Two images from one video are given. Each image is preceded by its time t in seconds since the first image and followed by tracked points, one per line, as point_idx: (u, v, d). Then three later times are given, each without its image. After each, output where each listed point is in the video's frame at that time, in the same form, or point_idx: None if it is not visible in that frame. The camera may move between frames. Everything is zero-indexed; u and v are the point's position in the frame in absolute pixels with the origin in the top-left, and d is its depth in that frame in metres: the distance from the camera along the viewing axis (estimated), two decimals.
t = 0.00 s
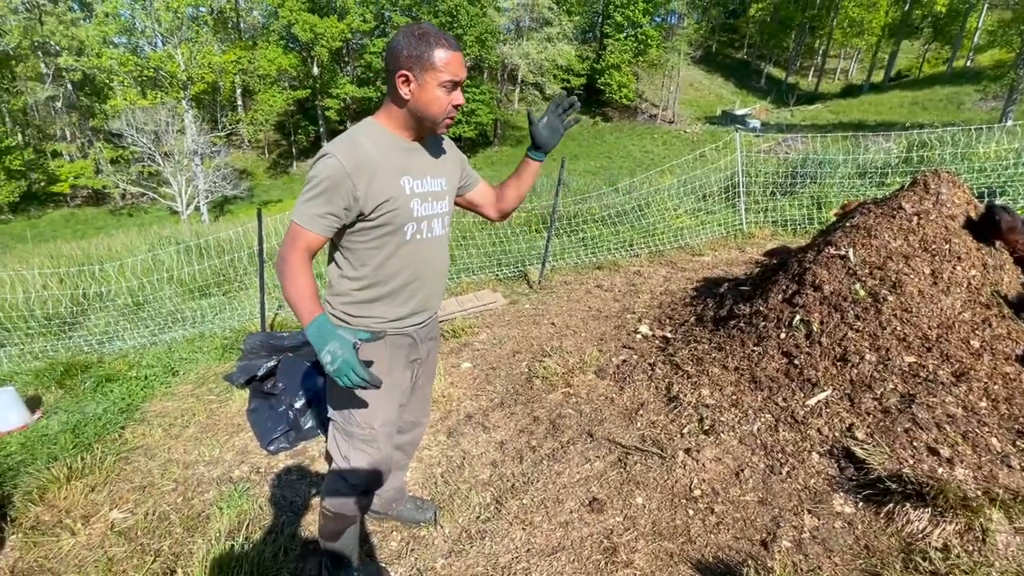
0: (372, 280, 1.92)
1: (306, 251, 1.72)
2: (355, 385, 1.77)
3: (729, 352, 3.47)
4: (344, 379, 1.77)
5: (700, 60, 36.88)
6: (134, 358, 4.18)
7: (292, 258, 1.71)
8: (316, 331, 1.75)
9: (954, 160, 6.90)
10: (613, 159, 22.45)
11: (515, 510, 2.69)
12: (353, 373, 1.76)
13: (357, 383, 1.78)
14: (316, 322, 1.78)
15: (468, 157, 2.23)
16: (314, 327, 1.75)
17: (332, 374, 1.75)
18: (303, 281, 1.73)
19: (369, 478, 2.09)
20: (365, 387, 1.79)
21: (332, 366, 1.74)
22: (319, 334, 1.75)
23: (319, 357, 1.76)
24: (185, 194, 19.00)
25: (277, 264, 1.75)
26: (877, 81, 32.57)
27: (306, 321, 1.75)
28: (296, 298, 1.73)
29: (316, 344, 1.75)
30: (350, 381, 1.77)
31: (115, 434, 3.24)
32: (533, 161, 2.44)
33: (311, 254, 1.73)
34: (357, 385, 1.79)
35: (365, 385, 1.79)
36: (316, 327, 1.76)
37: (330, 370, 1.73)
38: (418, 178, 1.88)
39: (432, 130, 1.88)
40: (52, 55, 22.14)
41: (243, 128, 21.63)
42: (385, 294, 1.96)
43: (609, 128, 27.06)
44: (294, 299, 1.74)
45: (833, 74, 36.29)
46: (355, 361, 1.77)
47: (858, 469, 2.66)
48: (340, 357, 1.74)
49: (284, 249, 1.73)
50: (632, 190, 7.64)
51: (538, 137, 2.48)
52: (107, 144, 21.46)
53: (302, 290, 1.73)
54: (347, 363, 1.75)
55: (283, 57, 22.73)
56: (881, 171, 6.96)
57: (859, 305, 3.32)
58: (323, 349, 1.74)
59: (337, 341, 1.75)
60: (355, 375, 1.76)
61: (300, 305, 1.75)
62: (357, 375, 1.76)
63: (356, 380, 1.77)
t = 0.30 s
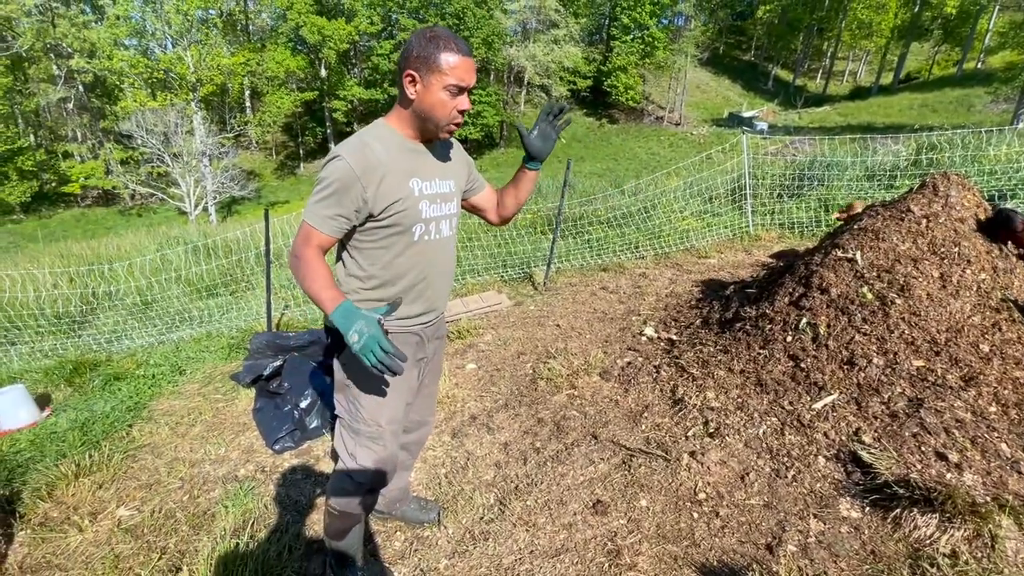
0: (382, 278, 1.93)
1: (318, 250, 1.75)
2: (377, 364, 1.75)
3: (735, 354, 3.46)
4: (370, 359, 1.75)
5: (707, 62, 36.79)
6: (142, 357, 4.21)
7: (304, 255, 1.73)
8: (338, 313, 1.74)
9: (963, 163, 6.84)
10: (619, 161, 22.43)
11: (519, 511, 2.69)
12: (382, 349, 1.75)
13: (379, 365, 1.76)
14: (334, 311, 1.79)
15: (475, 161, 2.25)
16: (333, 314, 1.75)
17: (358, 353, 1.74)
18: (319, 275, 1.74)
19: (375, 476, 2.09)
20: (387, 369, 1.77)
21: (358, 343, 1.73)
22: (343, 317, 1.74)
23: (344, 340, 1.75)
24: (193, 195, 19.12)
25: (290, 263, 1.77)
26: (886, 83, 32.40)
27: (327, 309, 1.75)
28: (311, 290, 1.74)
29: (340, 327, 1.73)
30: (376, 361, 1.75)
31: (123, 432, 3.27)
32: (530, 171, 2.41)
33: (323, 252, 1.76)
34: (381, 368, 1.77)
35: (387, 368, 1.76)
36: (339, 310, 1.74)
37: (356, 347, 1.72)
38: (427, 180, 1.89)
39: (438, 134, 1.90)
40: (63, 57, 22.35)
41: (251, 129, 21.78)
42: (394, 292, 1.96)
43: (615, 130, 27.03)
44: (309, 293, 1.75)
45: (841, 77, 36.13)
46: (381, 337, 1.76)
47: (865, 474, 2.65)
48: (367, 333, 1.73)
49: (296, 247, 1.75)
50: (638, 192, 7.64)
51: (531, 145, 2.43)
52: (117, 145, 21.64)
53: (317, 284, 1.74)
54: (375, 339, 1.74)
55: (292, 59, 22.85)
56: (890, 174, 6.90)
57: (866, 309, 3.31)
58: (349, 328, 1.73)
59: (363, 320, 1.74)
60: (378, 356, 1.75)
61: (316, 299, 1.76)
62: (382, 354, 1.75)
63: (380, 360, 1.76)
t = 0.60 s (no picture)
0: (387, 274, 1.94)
1: (323, 245, 1.76)
2: (390, 316, 1.68)
3: (738, 357, 3.45)
4: (384, 312, 1.69)
5: (710, 64, 36.76)
6: (145, 357, 4.22)
7: (309, 245, 1.74)
8: (348, 283, 1.71)
9: (968, 165, 6.81)
10: (621, 162, 22.42)
11: (521, 512, 2.69)
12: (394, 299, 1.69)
13: (393, 316, 1.70)
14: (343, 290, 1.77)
15: (480, 168, 2.25)
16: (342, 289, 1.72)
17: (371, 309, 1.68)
18: (324, 260, 1.73)
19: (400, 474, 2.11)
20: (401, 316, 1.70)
21: (369, 297, 1.67)
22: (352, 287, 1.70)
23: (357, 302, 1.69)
24: (197, 196, 19.18)
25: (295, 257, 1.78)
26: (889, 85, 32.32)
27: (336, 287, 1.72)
28: (319, 274, 1.73)
29: (351, 293, 1.69)
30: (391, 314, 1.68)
31: (126, 432, 3.27)
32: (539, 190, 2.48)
33: (329, 246, 1.77)
34: (397, 317, 1.70)
35: (400, 317, 1.70)
36: (348, 280, 1.71)
37: (367, 300, 1.66)
38: (431, 183, 1.90)
39: (445, 137, 1.90)
40: (68, 58, 22.43)
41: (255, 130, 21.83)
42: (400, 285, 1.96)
43: (618, 132, 27.02)
44: (317, 277, 1.74)
45: (844, 79, 36.07)
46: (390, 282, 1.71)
47: (869, 477, 2.64)
48: (378, 292, 1.68)
49: (301, 243, 1.77)
50: (641, 194, 7.64)
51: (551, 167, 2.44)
52: (122, 146, 21.72)
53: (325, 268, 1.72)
54: (387, 290, 1.69)
55: (295, 61, 22.87)
56: (893, 176, 6.87)
57: (870, 311, 3.29)
58: (359, 291, 1.68)
59: (374, 280, 1.69)
60: (390, 304, 1.68)
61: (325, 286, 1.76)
62: (392, 301, 1.68)
63: (393, 310, 1.70)
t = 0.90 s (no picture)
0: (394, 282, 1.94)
1: (327, 258, 1.76)
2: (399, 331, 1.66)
3: (739, 358, 3.45)
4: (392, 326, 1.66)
5: (710, 66, 36.82)
6: (145, 358, 4.22)
7: (316, 260, 1.74)
8: (358, 299, 1.70)
9: (967, 167, 6.81)
10: (621, 164, 22.43)
11: (522, 514, 2.69)
12: (405, 310, 1.66)
13: (404, 329, 1.67)
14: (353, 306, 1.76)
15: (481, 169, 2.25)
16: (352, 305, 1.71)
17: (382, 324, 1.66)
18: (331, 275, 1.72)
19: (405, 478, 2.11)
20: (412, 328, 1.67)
21: (381, 314, 1.66)
22: (363, 300, 1.69)
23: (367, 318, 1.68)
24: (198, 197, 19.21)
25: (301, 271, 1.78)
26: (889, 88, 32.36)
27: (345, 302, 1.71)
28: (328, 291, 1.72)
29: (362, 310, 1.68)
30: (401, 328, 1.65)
31: (127, 433, 3.27)
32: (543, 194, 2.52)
33: (334, 260, 1.76)
34: (408, 331, 1.68)
35: (411, 329, 1.67)
36: (359, 296, 1.70)
37: (379, 316, 1.65)
38: (434, 186, 1.90)
39: (446, 138, 1.89)
40: (69, 60, 22.47)
41: (255, 132, 21.86)
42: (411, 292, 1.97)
43: (618, 134, 27.04)
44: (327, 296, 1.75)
45: (844, 81, 36.13)
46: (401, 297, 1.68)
47: (870, 479, 2.63)
48: (389, 306, 1.66)
49: (307, 258, 1.77)
50: (641, 195, 7.65)
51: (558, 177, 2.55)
52: (122, 148, 21.74)
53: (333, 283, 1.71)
54: (397, 303, 1.66)
55: (295, 62, 22.91)
56: (893, 178, 6.88)
57: (872, 312, 3.29)
58: (370, 307, 1.66)
59: (384, 293, 1.68)
60: (400, 319, 1.65)
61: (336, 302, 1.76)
62: (402, 313, 1.65)
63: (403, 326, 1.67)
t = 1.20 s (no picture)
0: (398, 292, 1.97)
1: (331, 276, 1.74)
2: (435, 363, 1.75)
3: (738, 359, 3.45)
4: (427, 356, 1.75)
5: (708, 68, 36.90)
6: (143, 359, 4.21)
7: (323, 280, 1.72)
8: (382, 327, 1.74)
9: (965, 169, 6.83)
10: (620, 166, 22.45)
11: (521, 515, 2.68)
12: (441, 343, 1.76)
13: (441, 361, 1.76)
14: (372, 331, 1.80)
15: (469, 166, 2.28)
16: (376, 332, 1.75)
17: (415, 357, 1.74)
18: (345, 300, 1.73)
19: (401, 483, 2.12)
20: (451, 361, 1.78)
21: (413, 345, 1.73)
22: (389, 329, 1.74)
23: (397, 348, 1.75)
24: (196, 198, 19.18)
25: (304, 292, 1.75)
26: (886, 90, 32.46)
27: (366, 327, 1.75)
28: (344, 317, 1.73)
29: (390, 339, 1.74)
30: (436, 359, 1.75)
31: (124, 434, 3.26)
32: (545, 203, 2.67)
33: (339, 277, 1.76)
34: (445, 360, 1.77)
35: (447, 363, 1.77)
36: (382, 322, 1.74)
37: (412, 350, 1.73)
38: (432, 190, 1.92)
39: (440, 136, 1.90)
40: (67, 61, 22.45)
41: (254, 133, 21.85)
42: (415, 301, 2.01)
43: (616, 135, 27.05)
44: (340, 320, 1.75)
45: (841, 83, 36.23)
46: (435, 331, 1.77)
47: (869, 479, 2.63)
48: (420, 336, 1.74)
49: (309, 278, 1.74)
50: (639, 197, 7.68)
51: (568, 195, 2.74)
52: (120, 149, 21.71)
53: (349, 308, 1.73)
54: (431, 336, 1.75)
55: (294, 63, 22.92)
56: (891, 180, 6.93)
57: (870, 313, 3.29)
58: (399, 338, 1.73)
59: (413, 323, 1.75)
60: (436, 351, 1.75)
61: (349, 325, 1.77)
62: (439, 347, 1.75)
63: (437, 356, 1.76)
